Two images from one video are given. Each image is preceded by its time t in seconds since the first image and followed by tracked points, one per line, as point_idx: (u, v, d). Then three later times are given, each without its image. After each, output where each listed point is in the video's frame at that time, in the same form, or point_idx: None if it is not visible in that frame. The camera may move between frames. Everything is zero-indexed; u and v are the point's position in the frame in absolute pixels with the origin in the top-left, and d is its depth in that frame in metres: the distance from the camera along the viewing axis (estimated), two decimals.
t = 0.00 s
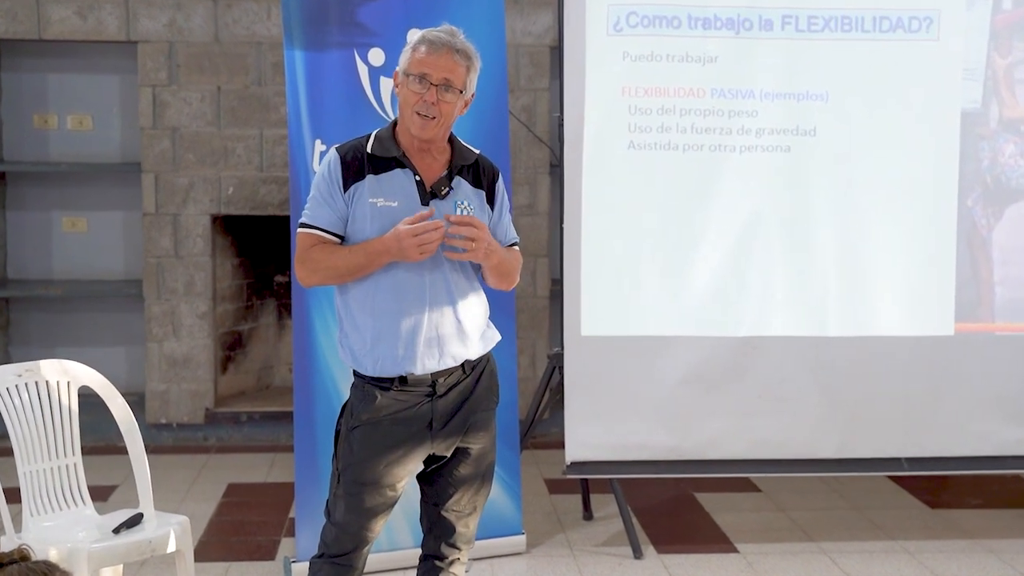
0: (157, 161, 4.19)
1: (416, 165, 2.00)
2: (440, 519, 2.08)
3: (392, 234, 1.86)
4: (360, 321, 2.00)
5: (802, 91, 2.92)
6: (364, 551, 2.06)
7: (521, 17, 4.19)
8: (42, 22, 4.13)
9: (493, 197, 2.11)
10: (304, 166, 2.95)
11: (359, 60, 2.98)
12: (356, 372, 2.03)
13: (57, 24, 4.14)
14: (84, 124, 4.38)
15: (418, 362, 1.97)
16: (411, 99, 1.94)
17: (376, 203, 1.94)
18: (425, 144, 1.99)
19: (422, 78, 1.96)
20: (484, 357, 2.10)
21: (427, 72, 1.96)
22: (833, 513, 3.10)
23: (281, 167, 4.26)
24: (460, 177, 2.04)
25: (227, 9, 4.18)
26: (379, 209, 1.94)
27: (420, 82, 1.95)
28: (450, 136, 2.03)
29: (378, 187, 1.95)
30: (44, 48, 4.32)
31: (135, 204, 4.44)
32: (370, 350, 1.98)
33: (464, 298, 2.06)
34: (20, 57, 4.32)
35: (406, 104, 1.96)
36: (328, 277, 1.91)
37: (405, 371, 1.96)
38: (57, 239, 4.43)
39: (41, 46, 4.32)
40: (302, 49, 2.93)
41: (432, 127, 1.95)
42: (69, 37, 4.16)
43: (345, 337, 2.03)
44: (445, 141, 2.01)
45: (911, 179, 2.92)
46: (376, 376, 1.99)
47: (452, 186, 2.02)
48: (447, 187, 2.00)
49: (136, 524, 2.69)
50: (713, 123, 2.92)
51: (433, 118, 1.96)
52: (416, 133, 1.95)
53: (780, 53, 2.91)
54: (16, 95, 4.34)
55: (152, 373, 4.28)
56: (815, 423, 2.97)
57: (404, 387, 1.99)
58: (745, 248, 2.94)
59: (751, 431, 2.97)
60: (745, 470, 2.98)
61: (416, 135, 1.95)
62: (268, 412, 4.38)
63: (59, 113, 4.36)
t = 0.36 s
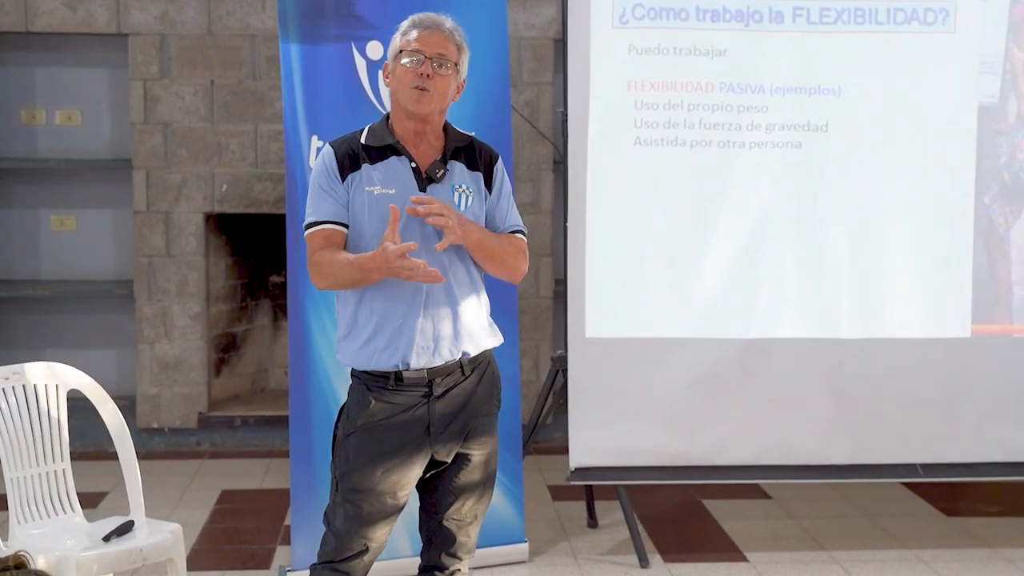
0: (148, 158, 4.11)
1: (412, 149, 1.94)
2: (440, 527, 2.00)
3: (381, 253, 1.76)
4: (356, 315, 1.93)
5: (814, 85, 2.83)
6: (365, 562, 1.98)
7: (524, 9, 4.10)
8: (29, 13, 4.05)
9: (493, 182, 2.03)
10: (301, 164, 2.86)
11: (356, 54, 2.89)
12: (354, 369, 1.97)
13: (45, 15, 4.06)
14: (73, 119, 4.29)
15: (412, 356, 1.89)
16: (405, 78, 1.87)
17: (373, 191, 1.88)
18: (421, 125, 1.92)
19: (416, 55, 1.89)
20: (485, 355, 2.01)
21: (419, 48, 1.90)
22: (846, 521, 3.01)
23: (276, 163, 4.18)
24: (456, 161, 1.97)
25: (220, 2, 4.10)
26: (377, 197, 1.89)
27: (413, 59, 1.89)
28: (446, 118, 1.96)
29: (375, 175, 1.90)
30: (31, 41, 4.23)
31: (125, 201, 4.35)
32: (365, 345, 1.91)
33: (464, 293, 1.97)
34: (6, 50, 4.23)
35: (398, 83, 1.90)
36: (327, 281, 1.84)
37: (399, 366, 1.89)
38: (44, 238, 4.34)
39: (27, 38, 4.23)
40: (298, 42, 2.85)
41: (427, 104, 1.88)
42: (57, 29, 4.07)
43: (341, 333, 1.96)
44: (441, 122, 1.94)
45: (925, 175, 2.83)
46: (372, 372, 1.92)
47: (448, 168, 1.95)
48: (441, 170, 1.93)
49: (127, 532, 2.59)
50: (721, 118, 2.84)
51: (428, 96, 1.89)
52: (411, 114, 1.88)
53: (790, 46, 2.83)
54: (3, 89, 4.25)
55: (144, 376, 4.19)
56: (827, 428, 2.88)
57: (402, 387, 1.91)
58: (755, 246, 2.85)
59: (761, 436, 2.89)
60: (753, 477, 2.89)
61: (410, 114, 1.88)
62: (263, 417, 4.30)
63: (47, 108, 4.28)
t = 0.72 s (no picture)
0: (142, 155, 4.02)
1: (413, 142, 1.92)
2: (444, 543, 1.92)
3: (412, 242, 1.74)
4: (356, 315, 1.88)
5: (830, 79, 2.74)
6: None
7: (530, 2, 4.01)
8: (19, 6, 3.96)
9: (493, 172, 2.02)
10: (299, 161, 2.76)
11: (357, 47, 2.79)
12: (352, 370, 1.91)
13: (35, 8, 3.97)
14: (65, 115, 4.20)
15: (413, 355, 1.83)
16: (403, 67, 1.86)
17: (378, 183, 1.86)
18: (421, 116, 1.91)
19: (411, 45, 1.89)
20: (487, 359, 1.95)
21: (413, 40, 1.90)
22: (863, 531, 2.91)
23: (275, 160, 4.10)
24: (456, 152, 1.96)
25: None
26: (382, 189, 1.86)
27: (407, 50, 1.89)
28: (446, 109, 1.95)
29: (381, 166, 1.88)
30: (21, 33, 4.14)
31: (118, 200, 4.27)
32: (364, 343, 1.86)
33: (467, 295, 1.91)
34: None
35: (395, 76, 1.89)
36: (349, 276, 1.81)
37: (399, 365, 1.83)
38: (35, 237, 4.26)
39: (16, 31, 4.14)
40: (297, 36, 2.76)
41: (425, 92, 1.87)
42: (48, 22, 3.99)
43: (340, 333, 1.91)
44: (440, 112, 1.93)
45: (946, 173, 2.74)
46: (370, 372, 1.86)
47: (449, 160, 1.94)
48: (444, 163, 1.92)
49: (120, 541, 2.50)
50: (735, 114, 2.75)
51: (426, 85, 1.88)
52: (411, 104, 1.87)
53: (805, 39, 2.74)
54: None
55: (138, 380, 4.11)
56: (843, 434, 2.79)
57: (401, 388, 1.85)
58: (769, 247, 2.76)
59: (774, 442, 2.80)
60: (766, 484, 2.80)
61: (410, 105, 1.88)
62: (260, 422, 4.22)
63: (38, 104, 4.19)
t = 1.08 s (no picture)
0: (136, 159, 3.97)
1: (410, 143, 2.03)
2: (438, 554, 2.03)
3: (410, 237, 1.81)
4: (345, 327, 2.00)
5: (837, 82, 2.69)
6: None
7: (532, 3, 3.96)
8: (12, 8, 3.91)
9: (491, 179, 2.12)
10: (297, 167, 2.72)
11: (356, 50, 2.75)
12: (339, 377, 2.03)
13: (28, 9, 3.92)
14: (58, 118, 4.15)
15: (400, 363, 1.95)
16: (397, 69, 1.96)
17: (372, 186, 1.96)
18: (417, 118, 2.01)
19: (405, 46, 1.99)
20: (475, 368, 2.07)
21: (408, 41, 1.99)
22: (873, 543, 2.85)
23: (272, 164, 4.05)
24: (455, 158, 2.07)
25: None
26: (376, 191, 1.96)
27: (403, 52, 1.98)
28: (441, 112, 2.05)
29: (375, 170, 1.98)
30: (13, 35, 4.09)
31: (112, 204, 4.22)
32: (353, 351, 1.98)
33: (454, 310, 2.03)
34: None
35: (392, 78, 1.99)
36: (344, 279, 1.91)
37: (386, 372, 1.94)
38: (28, 243, 4.21)
39: (9, 33, 4.09)
40: (295, 39, 2.72)
41: (421, 97, 1.98)
42: (41, 23, 3.94)
43: (328, 337, 2.04)
44: (436, 113, 2.03)
45: (956, 177, 2.69)
46: (357, 378, 1.98)
47: (448, 166, 2.04)
48: (442, 169, 2.02)
49: (114, 553, 2.44)
50: (741, 117, 2.70)
51: (421, 86, 1.98)
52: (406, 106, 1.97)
53: (813, 42, 2.69)
54: None
55: (132, 388, 4.06)
56: (853, 444, 2.73)
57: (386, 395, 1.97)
58: (776, 253, 2.70)
59: (781, 452, 2.74)
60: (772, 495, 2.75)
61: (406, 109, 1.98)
62: (257, 431, 4.17)
63: (31, 107, 4.14)
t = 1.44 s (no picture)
0: (132, 162, 3.92)
1: (386, 152, 1.93)
2: (415, 569, 1.99)
3: (380, 245, 1.74)
4: (306, 332, 1.91)
5: (848, 83, 2.64)
6: None
7: (536, 3, 3.91)
8: (5, 8, 3.86)
9: (469, 200, 2.04)
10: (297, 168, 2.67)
11: (357, 50, 2.69)
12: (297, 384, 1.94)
13: (22, 9, 3.87)
14: (53, 120, 4.10)
15: (366, 378, 1.89)
16: (376, 78, 1.89)
17: (341, 196, 1.86)
18: (395, 128, 1.93)
19: (387, 55, 1.92)
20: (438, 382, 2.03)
21: (392, 48, 1.92)
22: (885, 554, 2.80)
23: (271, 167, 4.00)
24: (433, 174, 1.96)
25: None
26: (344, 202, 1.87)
27: (385, 60, 1.91)
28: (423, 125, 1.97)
29: (345, 177, 1.88)
30: (7, 36, 4.04)
31: (107, 208, 4.17)
32: (314, 359, 1.90)
33: (420, 319, 1.97)
34: None
35: (371, 85, 1.91)
36: (294, 283, 1.81)
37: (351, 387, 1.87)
38: (22, 248, 4.15)
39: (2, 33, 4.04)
40: (294, 39, 2.68)
41: (400, 106, 1.89)
42: (35, 23, 3.89)
43: (282, 341, 1.94)
44: (417, 126, 1.95)
45: (969, 180, 2.63)
46: (317, 389, 1.89)
47: (426, 182, 1.94)
48: (419, 185, 1.92)
49: (109, 564, 2.36)
50: (749, 119, 2.65)
51: (400, 97, 1.90)
52: (383, 115, 1.88)
53: (823, 42, 2.64)
54: None
55: (129, 396, 4.01)
56: (863, 452, 2.68)
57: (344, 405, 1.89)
58: (784, 259, 2.65)
59: (790, 460, 2.69)
60: (781, 505, 2.69)
61: (384, 116, 1.89)
62: (255, 439, 4.12)
63: (25, 109, 4.09)
